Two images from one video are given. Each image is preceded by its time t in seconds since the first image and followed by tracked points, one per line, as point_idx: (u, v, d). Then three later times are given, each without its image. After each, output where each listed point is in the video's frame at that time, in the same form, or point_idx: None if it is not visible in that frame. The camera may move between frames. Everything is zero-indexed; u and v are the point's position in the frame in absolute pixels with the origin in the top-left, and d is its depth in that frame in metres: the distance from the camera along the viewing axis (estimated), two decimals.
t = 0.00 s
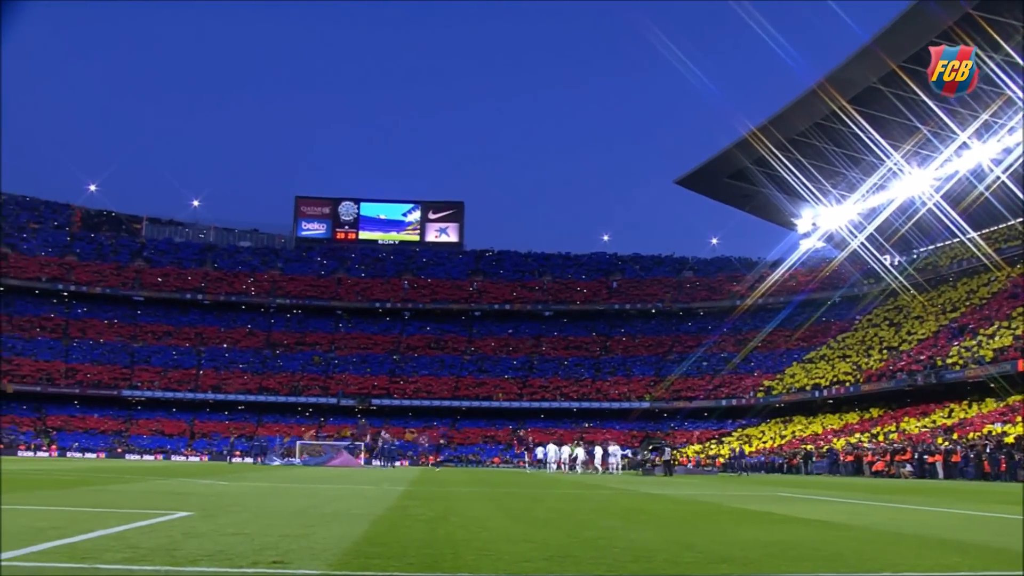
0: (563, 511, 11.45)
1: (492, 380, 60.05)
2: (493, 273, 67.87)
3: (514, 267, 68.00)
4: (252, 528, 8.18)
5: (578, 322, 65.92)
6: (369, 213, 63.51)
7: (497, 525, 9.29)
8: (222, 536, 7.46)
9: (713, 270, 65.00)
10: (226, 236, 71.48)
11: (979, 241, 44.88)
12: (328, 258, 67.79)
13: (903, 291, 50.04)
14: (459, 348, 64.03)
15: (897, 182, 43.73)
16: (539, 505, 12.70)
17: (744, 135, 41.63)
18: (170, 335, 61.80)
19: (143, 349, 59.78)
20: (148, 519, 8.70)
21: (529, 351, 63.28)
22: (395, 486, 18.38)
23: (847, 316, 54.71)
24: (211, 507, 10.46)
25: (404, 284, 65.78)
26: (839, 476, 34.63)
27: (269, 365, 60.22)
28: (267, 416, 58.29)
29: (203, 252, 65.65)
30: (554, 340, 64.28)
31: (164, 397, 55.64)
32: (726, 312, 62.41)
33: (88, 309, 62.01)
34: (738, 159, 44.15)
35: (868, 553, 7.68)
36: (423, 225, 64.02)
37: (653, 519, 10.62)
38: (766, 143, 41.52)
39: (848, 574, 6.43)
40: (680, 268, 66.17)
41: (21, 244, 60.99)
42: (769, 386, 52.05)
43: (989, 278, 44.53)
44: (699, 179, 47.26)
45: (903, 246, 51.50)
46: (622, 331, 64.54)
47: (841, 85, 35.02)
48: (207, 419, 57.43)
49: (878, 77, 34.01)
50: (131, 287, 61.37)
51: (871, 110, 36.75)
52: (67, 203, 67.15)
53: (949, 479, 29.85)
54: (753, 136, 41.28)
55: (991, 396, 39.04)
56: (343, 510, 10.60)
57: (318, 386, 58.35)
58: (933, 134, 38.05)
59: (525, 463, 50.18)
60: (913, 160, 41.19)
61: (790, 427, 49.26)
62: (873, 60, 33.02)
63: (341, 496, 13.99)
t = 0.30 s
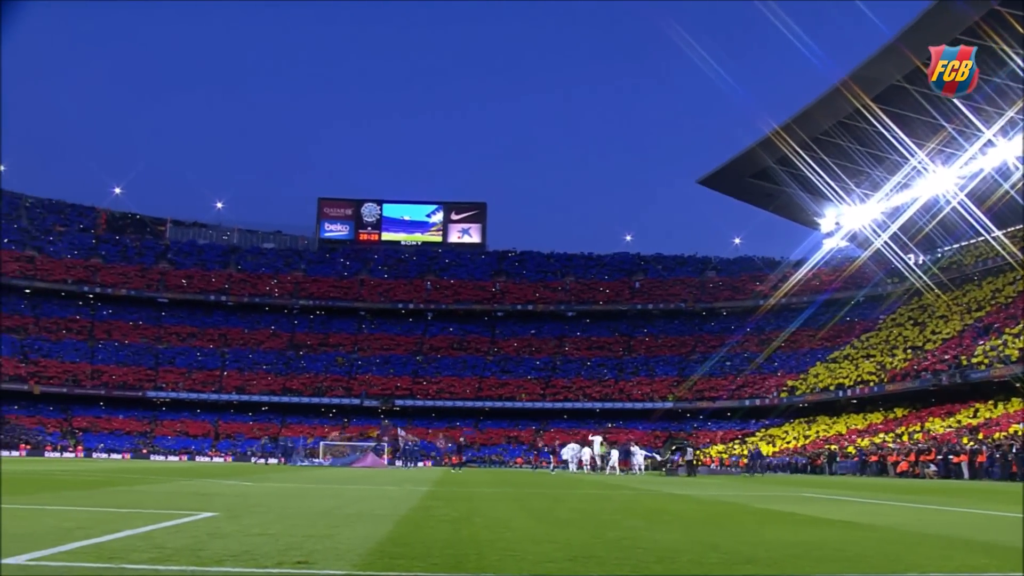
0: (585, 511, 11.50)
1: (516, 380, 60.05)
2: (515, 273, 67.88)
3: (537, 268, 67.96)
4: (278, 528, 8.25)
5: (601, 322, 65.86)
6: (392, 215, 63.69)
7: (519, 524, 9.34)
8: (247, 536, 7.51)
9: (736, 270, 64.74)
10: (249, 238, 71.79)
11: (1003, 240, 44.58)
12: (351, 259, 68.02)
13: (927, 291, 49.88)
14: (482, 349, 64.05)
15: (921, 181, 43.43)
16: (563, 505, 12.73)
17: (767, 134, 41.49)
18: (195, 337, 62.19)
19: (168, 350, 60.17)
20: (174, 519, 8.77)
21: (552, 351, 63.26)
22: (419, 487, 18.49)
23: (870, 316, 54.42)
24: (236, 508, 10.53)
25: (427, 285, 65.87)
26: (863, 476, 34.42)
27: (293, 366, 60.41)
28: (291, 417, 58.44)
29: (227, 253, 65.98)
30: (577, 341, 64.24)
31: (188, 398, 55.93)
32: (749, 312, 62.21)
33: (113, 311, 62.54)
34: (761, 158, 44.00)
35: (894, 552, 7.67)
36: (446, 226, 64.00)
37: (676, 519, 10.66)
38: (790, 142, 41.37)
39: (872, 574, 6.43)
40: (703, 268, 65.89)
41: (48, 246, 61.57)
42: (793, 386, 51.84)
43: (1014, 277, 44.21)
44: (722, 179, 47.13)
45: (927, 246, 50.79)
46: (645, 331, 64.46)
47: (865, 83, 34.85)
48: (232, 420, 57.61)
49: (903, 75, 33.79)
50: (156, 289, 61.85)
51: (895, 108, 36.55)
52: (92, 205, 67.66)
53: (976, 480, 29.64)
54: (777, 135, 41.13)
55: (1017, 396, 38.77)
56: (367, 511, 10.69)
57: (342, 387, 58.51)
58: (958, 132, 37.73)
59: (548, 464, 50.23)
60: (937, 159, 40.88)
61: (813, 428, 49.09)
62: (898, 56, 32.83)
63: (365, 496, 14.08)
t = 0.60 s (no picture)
0: (610, 511, 11.52)
1: (542, 381, 60.00)
2: (542, 274, 67.82)
3: (563, 269, 67.84)
4: (306, 528, 8.31)
5: (628, 322, 65.73)
6: (419, 216, 63.84)
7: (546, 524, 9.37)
8: (276, 536, 7.56)
9: (762, 269, 64.40)
10: (277, 239, 72.13)
11: None
12: (378, 260, 68.25)
13: (956, 290, 49.40)
14: (509, 350, 64.07)
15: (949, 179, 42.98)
16: (590, 506, 12.73)
17: (795, 132, 41.27)
18: (223, 338, 62.58)
19: (197, 351, 60.58)
20: (203, 519, 8.84)
21: (578, 351, 63.17)
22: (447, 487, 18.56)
23: (899, 315, 54.01)
24: (266, 508, 10.60)
25: (453, 286, 65.95)
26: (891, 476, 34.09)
27: (320, 367, 60.67)
28: (318, 417, 58.62)
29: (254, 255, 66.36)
30: (603, 341, 64.15)
31: (216, 399, 56.26)
32: (776, 311, 61.91)
33: (142, 313, 63.04)
34: (788, 156, 43.77)
35: (922, 552, 7.64)
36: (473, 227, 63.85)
37: (702, 519, 10.67)
38: (817, 140, 41.13)
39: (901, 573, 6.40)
40: (730, 268, 65.49)
41: (78, 249, 62.25)
42: (821, 386, 51.58)
43: None
44: (749, 178, 46.93)
45: (955, 244, 49.84)
46: (671, 331, 64.28)
47: (894, 80, 34.64)
48: (260, 421, 57.83)
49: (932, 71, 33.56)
50: (184, 291, 62.41)
51: (924, 105, 36.25)
52: (121, 208, 68.23)
53: (1006, 481, 29.39)
54: (804, 132, 40.90)
55: None
56: (393, 511, 10.76)
57: (369, 388, 58.67)
58: (987, 128, 37.34)
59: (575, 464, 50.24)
60: (966, 156, 40.46)
61: (842, 427, 48.84)
62: (927, 53, 32.63)
63: (392, 496, 14.18)
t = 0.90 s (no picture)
0: (634, 511, 11.55)
1: (567, 381, 59.92)
2: (566, 274, 67.72)
3: (587, 269, 67.69)
4: (333, 529, 8.36)
5: (652, 322, 65.58)
6: (442, 217, 63.95)
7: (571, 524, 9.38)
8: (303, 537, 7.61)
9: (787, 269, 64.06)
10: (301, 241, 72.39)
11: None
12: (402, 261, 68.45)
13: (981, 289, 48.82)
14: (533, 350, 64.05)
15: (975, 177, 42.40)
16: (615, 506, 12.74)
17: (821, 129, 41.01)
18: (248, 339, 62.88)
19: (222, 353, 60.90)
20: (230, 519, 8.92)
21: (603, 351, 63.06)
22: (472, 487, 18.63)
23: (926, 314, 53.68)
24: (292, 508, 10.67)
25: (478, 287, 66.03)
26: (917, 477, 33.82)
27: (344, 368, 60.87)
28: (343, 419, 58.76)
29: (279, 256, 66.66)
30: (628, 341, 64.04)
31: (242, 400, 56.53)
32: (801, 311, 61.61)
33: (168, 314, 63.45)
34: (814, 153, 43.52)
35: (951, 553, 7.59)
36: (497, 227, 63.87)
37: (726, 519, 10.67)
38: (844, 137, 40.83)
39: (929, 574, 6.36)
40: (754, 268, 65.09)
41: (105, 251, 62.91)
42: (846, 386, 51.28)
43: None
44: (773, 176, 46.73)
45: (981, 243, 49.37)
46: (696, 331, 64.06)
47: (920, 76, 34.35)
48: (284, 422, 58.03)
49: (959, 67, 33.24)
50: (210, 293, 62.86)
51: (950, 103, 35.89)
52: (148, 210, 68.72)
53: None
54: (831, 129, 40.63)
55: None
56: (418, 511, 10.83)
57: (393, 388, 58.75)
58: (1015, 125, 36.88)
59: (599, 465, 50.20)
60: (993, 154, 39.89)
61: (868, 427, 48.55)
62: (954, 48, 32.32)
63: (416, 496, 14.26)
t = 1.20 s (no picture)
0: (664, 512, 11.50)
1: (595, 381, 59.82)
2: (595, 274, 67.57)
3: (616, 269, 67.50)
4: (365, 529, 8.39)
5: (681, 322, 65.39)
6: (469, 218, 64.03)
7: (602, 525, 9.34)
8: (334, 537, 7.64)
9: (817, 268, 63.67)
10: (330, 242, 72.64)
11: None
12: (431, 262, 68.65)
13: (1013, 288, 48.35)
14: (562, 350, 63.97)
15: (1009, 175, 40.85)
16: (644, 506, 12.72)
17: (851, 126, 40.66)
18: (278, 341, 63.24)
19: (253, 354, 61.24)
20: (263, 520, 8.98)
21: (632, 351, 62.96)
22: (501, 487, 18.66)
23: (958, 313, 53.26)
24: (322, 509, 10.72)
25: (506, 287, 66.10)
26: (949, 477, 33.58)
27: (374, 368, 61.09)
28: (372, 420, 58.92)
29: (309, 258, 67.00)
30: (657, 341, 63.89)
31: (272, 401, 56.87)
32: (831, 310, 61.23)
33: (199, 316, 63.96)
34: (843, 151, 43.17)
35: (986, 554, 7.47)
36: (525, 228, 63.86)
37: (757, 519, 10.62)
38: (874, 134, 40.46)
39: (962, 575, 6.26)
40: (784, 267, 64.71)
41: (137, 254, 63.57)
42: (876, 386, 50.95)
43: None
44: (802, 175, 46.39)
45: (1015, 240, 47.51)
46: (725, 331, 63.80)
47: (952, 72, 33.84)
48: (314, 422, 58.27)
49: (993, 63, 32.68)
50: (240, 294, 63.28)
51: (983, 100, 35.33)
52: (178, 213, 69.34)
53: None
54: (861, 126, 40.25)
55: None
56: (448, 511, 10.88)
57: (422, 390, 58.83)
58: None
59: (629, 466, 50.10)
60: None
61: (899, 427, 48.25)
62: (988, 42, 31.77)
63: (446, 496, 14.28)
